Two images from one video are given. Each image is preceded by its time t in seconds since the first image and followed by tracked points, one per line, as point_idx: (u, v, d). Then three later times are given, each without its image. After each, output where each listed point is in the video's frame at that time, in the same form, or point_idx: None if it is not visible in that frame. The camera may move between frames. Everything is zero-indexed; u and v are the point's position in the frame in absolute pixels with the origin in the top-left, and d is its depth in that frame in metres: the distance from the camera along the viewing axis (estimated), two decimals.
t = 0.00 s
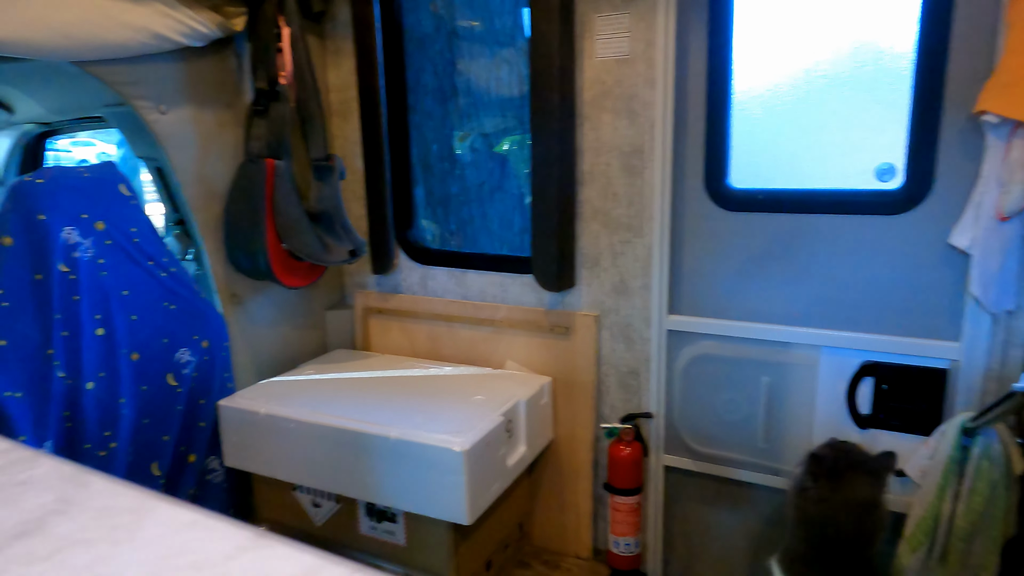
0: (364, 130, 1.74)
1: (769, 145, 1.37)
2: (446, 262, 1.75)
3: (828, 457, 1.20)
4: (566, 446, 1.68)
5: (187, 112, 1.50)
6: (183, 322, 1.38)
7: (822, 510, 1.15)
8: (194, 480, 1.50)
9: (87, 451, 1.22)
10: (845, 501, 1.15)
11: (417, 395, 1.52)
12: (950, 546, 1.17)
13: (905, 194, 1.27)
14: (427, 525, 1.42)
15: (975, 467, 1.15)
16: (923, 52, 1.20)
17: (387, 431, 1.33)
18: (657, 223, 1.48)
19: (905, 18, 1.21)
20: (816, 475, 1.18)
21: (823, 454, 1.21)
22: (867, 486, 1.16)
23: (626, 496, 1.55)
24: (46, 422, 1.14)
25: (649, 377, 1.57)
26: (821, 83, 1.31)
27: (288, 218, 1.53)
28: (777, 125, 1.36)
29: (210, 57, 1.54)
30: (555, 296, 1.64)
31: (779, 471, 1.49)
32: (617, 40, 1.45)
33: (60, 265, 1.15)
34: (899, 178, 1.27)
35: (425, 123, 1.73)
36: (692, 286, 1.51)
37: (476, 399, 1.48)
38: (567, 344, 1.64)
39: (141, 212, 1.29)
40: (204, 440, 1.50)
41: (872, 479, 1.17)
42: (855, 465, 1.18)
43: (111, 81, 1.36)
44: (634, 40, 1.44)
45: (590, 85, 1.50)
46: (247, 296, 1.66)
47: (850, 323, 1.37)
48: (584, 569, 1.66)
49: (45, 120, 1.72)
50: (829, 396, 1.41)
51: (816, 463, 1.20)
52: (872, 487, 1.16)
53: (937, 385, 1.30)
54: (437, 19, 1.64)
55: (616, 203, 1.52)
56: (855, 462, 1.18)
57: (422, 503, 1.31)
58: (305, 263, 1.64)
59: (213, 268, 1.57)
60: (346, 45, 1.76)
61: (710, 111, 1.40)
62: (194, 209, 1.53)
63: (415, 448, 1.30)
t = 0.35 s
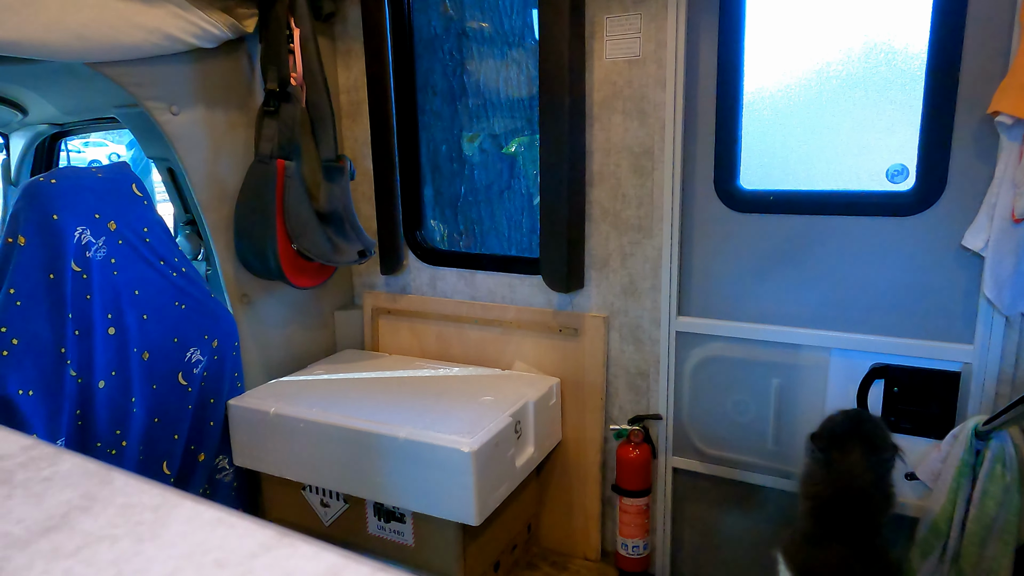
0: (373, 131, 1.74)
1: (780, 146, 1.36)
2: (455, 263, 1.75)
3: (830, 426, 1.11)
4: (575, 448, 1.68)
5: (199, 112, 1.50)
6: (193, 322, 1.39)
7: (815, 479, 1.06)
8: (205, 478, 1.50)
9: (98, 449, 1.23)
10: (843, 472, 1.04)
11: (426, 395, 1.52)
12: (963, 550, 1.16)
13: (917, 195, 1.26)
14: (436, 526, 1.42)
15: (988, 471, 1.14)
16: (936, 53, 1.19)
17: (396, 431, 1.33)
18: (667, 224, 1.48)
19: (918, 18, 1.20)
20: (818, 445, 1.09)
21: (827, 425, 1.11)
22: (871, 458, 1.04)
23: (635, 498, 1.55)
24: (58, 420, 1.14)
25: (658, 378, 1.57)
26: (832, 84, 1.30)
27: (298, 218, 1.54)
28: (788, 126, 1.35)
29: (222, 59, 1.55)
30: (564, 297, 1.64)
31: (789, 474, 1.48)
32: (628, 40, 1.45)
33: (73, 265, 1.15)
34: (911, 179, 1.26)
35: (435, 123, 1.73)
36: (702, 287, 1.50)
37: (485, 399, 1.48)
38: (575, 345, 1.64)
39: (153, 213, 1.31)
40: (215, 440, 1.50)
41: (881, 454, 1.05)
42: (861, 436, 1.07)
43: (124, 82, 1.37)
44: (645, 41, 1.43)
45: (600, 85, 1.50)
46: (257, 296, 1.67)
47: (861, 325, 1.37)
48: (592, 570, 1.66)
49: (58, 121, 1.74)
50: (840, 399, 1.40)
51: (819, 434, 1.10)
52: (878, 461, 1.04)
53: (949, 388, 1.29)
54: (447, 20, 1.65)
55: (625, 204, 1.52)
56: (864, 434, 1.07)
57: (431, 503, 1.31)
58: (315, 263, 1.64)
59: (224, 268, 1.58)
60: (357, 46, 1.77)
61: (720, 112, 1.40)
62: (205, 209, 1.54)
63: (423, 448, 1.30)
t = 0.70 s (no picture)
0: (378, 131, 1.74)
1: (785, 146, 1.36)
2: (459, 263, 1.75)
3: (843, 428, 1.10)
4: (579, 448, 1.68)
5: (205, 112, 1.51)
6: (198, 321, 1.39)
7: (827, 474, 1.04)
8: (210, 477, 1.51)
9: (104, 449, 1.23)
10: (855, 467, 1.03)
11: (430, 396, 1.52)
12: (969, 552, 1.15)
13: (922, 196, 1.26)
14: (441, 526, 1.42)
15: (994, 472, 1.14)
16: (942, 53, 1.19)
17: (400, 432, 1.33)
18: (671, 224, 1.48)
19: (924, 18, 1.20)
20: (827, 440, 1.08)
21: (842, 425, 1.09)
22: (883, 455, 1.03)
23: (640, 499, 1.54)
24: (64, 420, 1.13)
25: (663, 379, 1.57)
26: (838, 84, 1.30)
27: (304, 219, 1.55)
28: (793, 126, 1.35)
29: (228, 59, 1.56)
30: (568, 297, 1.64)
31: (794, 475, 1.48)
32: (632, 41, 1.45)
33: (80, 264, 1.15)
34: (916, 179, 1.26)
35: (439, 124, 1.73)
36: (707, 288, 1.50)
37: (490, 399, 1.48)
38: (580, 345, 1.64)
39: (158, 212, 1.31)
40: (220, 439, 1.51)
41: (892, 451, 1.04)
42: (871, 434, 1.07)
43: (130, 82, 1.37)
44: (649, 41, 1.43)
45: (605, 86, 1.50)
46: (261, 296, 1.68)
47: (866, 326, 1.36)
48: (596, 571, 1.66)
49: (64, 122, 1.75)
50: (845, 400, 1.39)
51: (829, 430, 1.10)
52: (890, 458, 1.03)
53: (955, 389, 1.29)
54: (452, 21, 1.65)
55: (630, 204, 1.52)
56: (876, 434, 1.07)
57: (436, 504, 1.31)
58: (320, 263, 1.64)
59: (229, 268, 1.59)
60: (362, 47, 1.77)
61: (725, 112, 1.40)
62: (210, 210, 1.54)
63: (428, 448, 1.30)
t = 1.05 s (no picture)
0: (379, 133, 1.74)
1: (786, 147, 1.36)
2: (460, 264, 1.75)
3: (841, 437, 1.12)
4: (580, 450, 1.67)
5: (206, 114, 1.51)
6: (200, 323, 1.39)
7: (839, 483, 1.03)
8: (211, 479, 1.51)
9: (104, 450, 1.22)
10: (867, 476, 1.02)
11: (431, 397, 1.52)
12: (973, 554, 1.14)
13: (924, 197, 1.25)
14: (442, 529, 1.41)
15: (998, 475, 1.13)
16: (945, 54, 1.19)
17: (400, 433, 1.33)
18: (672, 226, 1.48)
19: (927, 18, 1.19)
20: (836, 456, 1.08)
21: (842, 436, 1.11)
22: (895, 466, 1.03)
23: (641, 501, 1.54)
24: (65, 421, 1.13)
25: (664, 381, 1.56)
26: (840, 85, 1.29)
27: (304, 220, 1.54)
28: (795, 127, 1.35)
29: (229, 60, 1.56)
30: (569, 299, 1.64)
31: (796, 477, 1.47)
32: (634, 42, 1.45)
33: (81, 265, 1.15)
34: (918, 181, 1.26)
35: (440, 125, 1.73)
36: (708, 289, 1.50)
37: (491, 401, 1.48)
38: (581, 347, 1.64)
39: (159, 213, 1.31)
40: (220, 441, 1.51)
41: (908, 466, 1.03)
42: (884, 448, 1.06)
43: (131, 83, 1.37)
44: (651, 41, 1.43)
45: (606, 87, 1.50)
46: (262, 297, 1.67)
47: (867, 328, 1.36)
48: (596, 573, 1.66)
49: (65, 123, 1.75)
50: (848, 402, 1.39)
51: (839, 447, 1.11)
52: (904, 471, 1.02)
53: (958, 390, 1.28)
54: (453, 22, 1.65)
55: (631, 206, 1.52)
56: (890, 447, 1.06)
57: (438, 506, 1.31)
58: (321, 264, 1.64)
59: (230, 269, 1.58)
60: (363, 48, 1.78)
61: (727, 113, 1.40)
62: (211, 211, 1.54)
63: (428, 450, 1.29)
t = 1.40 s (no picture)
0: (378, 134, 1.75)
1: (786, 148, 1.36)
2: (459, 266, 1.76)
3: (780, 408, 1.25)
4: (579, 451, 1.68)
5: (205, 115, 1.51)
6: (198, 324, 1.39)
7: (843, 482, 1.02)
8: (210, 480, 1.50)
9: (103, 452, 1.22)
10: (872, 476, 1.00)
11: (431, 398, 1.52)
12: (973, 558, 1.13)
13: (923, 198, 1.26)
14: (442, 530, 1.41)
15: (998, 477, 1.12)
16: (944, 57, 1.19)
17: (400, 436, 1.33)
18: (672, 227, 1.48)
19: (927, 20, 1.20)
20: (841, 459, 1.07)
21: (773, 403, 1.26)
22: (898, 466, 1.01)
23: (640, 502, 1.58)
24: (65, 424, 1.12)
25: (663, 382, 1.57)
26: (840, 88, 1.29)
27: (303, 222, 1.54)
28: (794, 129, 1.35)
29: (229, 62, 1.56)
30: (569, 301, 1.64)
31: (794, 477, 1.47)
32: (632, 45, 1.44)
33: (79, 267, 1.14)
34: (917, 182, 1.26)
35: (439, 127, 1.73)
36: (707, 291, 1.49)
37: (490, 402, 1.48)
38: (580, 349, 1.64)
39: (157, 215, 1.32)
40: (219, 442, 1.51)
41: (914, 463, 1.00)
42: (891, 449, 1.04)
43: (131, 85, 1.38)
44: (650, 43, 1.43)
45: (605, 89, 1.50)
46: (261, 298, 1.67)
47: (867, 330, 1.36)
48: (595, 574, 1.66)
49: (63, 124, 1.74)
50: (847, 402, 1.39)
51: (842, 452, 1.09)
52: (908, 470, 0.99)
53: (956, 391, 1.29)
54: (452, 24, 1.65)
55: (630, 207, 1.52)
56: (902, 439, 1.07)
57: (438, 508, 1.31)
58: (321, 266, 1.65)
59: (229, 271, 1.58)
60: (361, 49, 1.78)
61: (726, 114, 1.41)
62: (211, 212, 1.54)
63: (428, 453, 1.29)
